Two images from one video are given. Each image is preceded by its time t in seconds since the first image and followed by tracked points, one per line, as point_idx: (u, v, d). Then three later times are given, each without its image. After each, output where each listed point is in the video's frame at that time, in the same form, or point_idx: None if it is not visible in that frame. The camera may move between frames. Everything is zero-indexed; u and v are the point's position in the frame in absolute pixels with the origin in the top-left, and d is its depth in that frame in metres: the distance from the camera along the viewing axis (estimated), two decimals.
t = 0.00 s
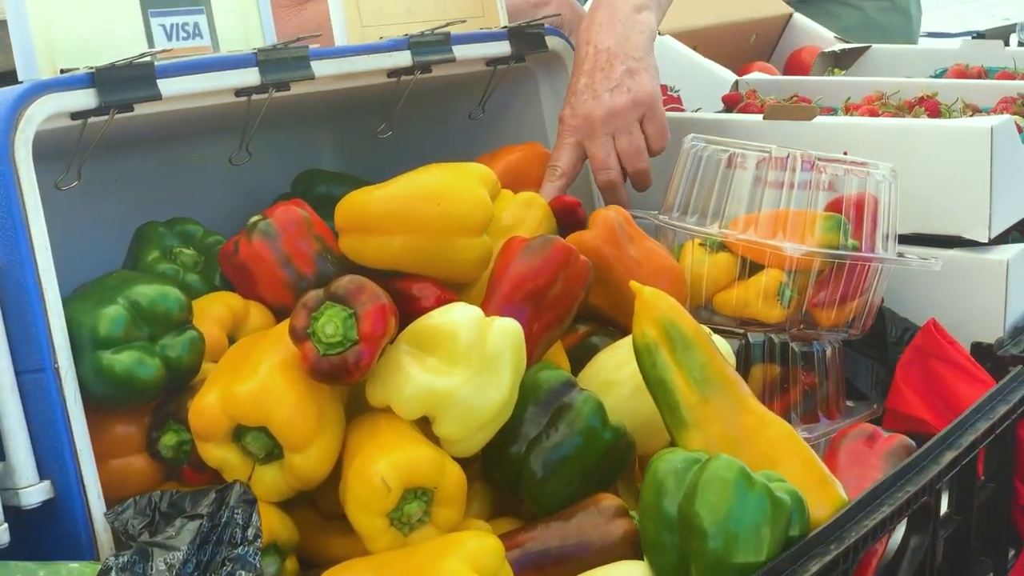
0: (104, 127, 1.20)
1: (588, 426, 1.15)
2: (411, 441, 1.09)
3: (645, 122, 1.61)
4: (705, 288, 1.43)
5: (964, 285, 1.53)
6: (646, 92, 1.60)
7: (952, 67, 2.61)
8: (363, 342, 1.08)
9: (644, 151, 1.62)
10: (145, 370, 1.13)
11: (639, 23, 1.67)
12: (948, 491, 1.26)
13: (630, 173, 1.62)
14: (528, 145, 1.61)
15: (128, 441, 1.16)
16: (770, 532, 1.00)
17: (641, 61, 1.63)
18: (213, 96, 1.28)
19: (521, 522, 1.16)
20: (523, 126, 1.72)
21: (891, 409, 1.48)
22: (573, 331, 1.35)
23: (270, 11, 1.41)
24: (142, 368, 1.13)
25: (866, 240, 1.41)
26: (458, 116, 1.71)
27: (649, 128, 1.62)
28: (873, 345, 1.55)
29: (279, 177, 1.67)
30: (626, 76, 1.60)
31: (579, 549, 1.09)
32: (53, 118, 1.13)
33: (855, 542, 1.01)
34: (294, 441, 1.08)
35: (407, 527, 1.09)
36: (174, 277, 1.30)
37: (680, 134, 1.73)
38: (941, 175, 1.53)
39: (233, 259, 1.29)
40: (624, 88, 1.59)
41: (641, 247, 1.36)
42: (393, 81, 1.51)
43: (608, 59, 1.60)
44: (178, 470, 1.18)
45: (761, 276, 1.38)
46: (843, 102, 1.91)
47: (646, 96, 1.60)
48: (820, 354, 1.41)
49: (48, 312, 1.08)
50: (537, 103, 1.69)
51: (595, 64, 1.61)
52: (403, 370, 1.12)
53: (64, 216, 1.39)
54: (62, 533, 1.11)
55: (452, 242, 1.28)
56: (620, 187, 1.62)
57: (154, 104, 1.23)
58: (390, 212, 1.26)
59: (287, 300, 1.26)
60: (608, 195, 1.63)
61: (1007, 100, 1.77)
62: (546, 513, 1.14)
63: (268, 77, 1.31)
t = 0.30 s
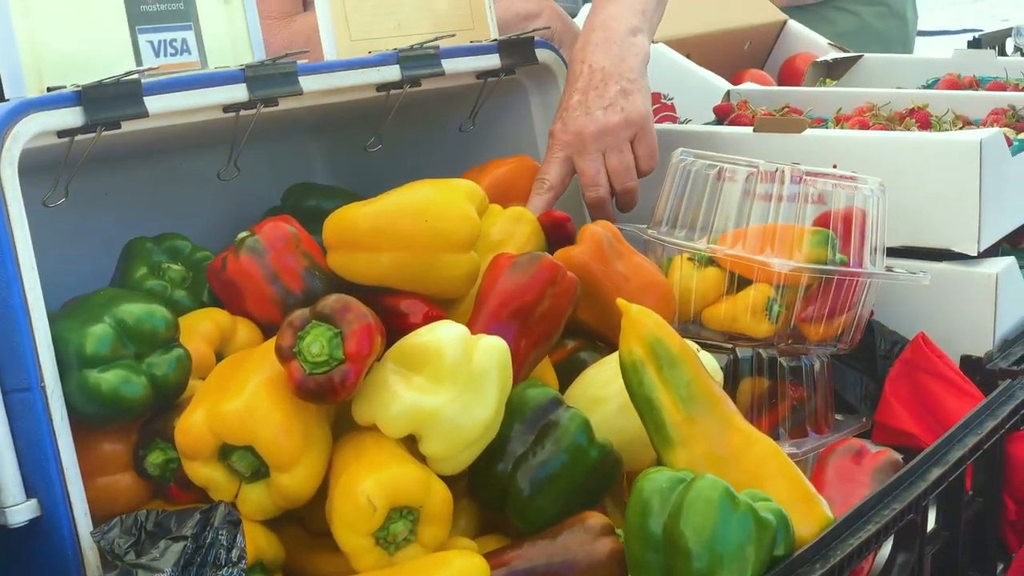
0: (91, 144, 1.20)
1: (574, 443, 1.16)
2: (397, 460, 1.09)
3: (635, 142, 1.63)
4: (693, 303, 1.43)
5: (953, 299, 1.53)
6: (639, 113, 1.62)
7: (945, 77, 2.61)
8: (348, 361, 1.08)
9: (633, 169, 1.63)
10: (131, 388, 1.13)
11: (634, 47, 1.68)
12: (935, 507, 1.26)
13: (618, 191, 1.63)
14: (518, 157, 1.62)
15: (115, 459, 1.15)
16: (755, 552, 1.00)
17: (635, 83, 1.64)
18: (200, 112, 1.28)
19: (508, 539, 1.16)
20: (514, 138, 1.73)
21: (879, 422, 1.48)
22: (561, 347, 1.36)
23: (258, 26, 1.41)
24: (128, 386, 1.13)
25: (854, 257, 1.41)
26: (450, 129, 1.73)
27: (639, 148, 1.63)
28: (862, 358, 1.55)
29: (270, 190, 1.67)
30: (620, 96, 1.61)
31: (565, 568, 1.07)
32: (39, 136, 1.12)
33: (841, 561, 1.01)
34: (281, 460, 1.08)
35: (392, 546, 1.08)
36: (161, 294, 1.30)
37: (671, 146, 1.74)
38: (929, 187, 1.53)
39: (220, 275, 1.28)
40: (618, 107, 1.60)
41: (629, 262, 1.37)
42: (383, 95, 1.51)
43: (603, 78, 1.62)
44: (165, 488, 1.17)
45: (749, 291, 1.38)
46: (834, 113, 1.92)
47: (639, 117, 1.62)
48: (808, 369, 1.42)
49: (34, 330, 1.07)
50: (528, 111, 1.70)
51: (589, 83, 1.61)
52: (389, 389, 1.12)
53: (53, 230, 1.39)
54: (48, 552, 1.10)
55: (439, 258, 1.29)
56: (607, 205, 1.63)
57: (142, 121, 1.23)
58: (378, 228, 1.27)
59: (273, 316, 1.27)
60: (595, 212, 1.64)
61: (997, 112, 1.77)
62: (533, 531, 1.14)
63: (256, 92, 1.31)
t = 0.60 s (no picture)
0: (86, 158, 1.20)
1: (568, 457, 1.15)
2: (391, 474, 1.09)
3: (625, 153, 1.63)
4: (688, 314, 1.43)
5: (947, 309, 1.53)
6: (632, 124, 1.62)
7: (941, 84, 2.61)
8: (343, 376, 1.08)
9: (621, 179, 1.63)
10: (125, 402, 1.13)
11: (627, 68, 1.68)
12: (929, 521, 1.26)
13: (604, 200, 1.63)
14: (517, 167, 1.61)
15: (110, 472, 1.15)
16: (747, 567, 1.00)
17: (629, 97, 1.64)
18: (195, 125, 1.28)
19: (503, 552, 1.16)
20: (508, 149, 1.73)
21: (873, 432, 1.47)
22: (556, 359, 1.36)
23: (253, 38, 1.41)
24: (123, 401, 1.13)
25: (848, 267, 1.42)
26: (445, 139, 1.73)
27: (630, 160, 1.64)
28: (855, 369, 1.56)
29: (267, 199, 1.68)
30: (615, 107, 1.61)
31: None
32: (34, 151, 1.13)
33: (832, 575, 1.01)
34: (275, 474, 1.08)
35: (386, 560, 1.08)
36: (157, 306, 1.30)
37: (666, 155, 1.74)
38: (924, 198, 1.53)
39: (216, 288, 1.29)
40: (612, 117, 1.61)
41: (622, 274, 1.38)
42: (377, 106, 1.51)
43: (598, 89, 1.61)
44: (160, 501, 1.18)
45: (743, 303, 1.38)
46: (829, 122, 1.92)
47: (632, 128, 1.62)
48: (803, 381, 1.41)
49: (29, 345, 1.06)
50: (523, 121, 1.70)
51: (584, 92, 1.61)
52: (383, 403, 1.12)
53: (49, 241, 1.39)
54: (42, 566, 1.10)
55: (434, 271, 1.29)
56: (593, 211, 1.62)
57: (137, 135, 1.23)
58: (373, 241, 1.27)
59: (267, 328, 1.27)
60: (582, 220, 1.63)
61: (991, 121, 1.77)
62: (527, 544, 1.14)
63: (252, 105, 1.31)
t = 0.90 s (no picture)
0: (82, 176, 1.20)
1: (561, 474, 1.16)
2: (385, 493, 1.09)
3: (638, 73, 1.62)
4: (683, 329, 1.44)
5: (941, 323, 1.54)
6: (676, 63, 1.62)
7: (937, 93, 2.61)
8: (337, 396, 1.09)
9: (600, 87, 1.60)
10: (121, 420, 1.13)
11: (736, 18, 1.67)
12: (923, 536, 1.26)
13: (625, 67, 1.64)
14: (509, 181, 1.59)
15: (106, 489, 1.16)
16: None
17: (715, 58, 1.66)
18: (192, 142, 1.29)
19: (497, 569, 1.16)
20: (503, 162, 1.73)
21: (867, 446, 1.48)
22: (550, 374, 1.36)
23: (250, 54, 1.42)
24: (118, 419, 1.13)
25: (842, 282, 1.43)
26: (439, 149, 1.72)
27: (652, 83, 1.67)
28: (850, 382, 1.56)
29: (264, 211, 1.68)
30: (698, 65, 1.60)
31: None
32: (30, 170, 1.13)
33: None
34: (269, 493, 1.08)
35: None
36: (152, 322, 1.31)
37: (661, 168, 1.74)
38: (917, 213, 1.54)
39: (211, 304, 1.29)
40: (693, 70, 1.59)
41: (617, 289, 1.39)
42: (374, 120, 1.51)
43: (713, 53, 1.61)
44: (155, 518, 1.18)
45: (738, 318, 1.39)
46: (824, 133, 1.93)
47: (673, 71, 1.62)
48: (797, 396, 1.42)
49: (26, 364, 1.06)
50: (518, 133, 1.70)
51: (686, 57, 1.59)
52: (377, 421, 1.13)
53: (46, 256, 1.40)
54: None
55: (429, 287, 1.30)
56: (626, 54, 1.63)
57: (133, 152, 1.23)
58: (368, 258, 1.28)
59: (263, 344, 1.27)
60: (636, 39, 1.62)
61: (986, 134, 1.77)
62: (522, 561, 1.14)
63: (248, 121, 1.32)
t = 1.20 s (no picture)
0: (75, 194, 1.21)
1: (552, 492, 1.16)
2: (376, 511, 1.10)
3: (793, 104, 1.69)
4: (675, 344, 1.44)
5: (934, 337, 1.54)
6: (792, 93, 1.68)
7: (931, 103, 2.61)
8: (328, 414, 1.09)
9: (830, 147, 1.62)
10: (113, 439, 1.13)
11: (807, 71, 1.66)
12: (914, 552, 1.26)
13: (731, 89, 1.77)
14: (503, 195, 1.59)
15: (99, 506, 1.16)
16: None
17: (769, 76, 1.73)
18: (185, 159, 1.29)
19: None
20: (498, 175, 1.73)
21: (859, 459, 1.47)
22: (543, 389, 1.36)
23: (242, 69, 1.42)
24: (110, 437, 1.13)
25: (834, 296, 1.43)
26: (434, 162, 1.72)
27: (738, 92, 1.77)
28: (843, 395, 1.56)
29: (259, 224, 1.69)
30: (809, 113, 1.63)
31: None
32: (23, 189, 1.14)
33: None
34: (260, 511, 1.08)
35: None
36: (146, 338, 1.31)
37: (655, 181, 1.75)
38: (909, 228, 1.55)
39: (204, 320, 1.30)
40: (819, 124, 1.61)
41: (610, 305, 1.39)
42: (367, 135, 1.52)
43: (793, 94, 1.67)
44: (147, 536, 1.18)
45: (730, 333, 1.40)
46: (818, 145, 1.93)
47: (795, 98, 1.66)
48: (790, 411, 1.43)
49: (17, 383, 1.06)
50: (513, 146, 1.70)
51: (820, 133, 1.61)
52: (369, 440, 1.13)
53: (39, 271, 1.40)
54: None
55: (422, 304, 1.30)
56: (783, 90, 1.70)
57: (126, 170, 1.24)
58: (361, 274, 1.28)
59: (256, 361, 1.27)
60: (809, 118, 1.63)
61: (980, 146, 1.78)
62: None
63: (241, 138, 1.32)
